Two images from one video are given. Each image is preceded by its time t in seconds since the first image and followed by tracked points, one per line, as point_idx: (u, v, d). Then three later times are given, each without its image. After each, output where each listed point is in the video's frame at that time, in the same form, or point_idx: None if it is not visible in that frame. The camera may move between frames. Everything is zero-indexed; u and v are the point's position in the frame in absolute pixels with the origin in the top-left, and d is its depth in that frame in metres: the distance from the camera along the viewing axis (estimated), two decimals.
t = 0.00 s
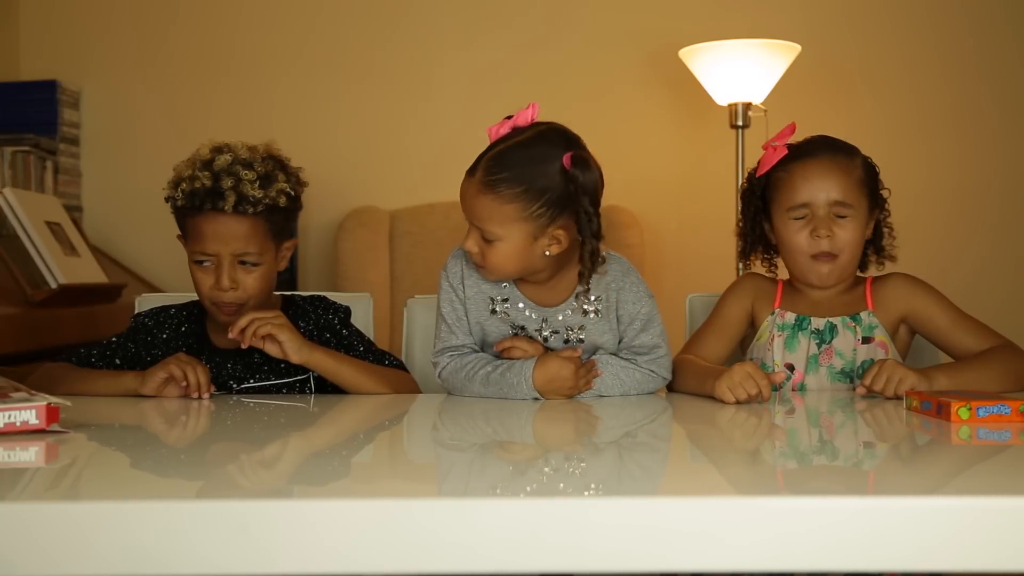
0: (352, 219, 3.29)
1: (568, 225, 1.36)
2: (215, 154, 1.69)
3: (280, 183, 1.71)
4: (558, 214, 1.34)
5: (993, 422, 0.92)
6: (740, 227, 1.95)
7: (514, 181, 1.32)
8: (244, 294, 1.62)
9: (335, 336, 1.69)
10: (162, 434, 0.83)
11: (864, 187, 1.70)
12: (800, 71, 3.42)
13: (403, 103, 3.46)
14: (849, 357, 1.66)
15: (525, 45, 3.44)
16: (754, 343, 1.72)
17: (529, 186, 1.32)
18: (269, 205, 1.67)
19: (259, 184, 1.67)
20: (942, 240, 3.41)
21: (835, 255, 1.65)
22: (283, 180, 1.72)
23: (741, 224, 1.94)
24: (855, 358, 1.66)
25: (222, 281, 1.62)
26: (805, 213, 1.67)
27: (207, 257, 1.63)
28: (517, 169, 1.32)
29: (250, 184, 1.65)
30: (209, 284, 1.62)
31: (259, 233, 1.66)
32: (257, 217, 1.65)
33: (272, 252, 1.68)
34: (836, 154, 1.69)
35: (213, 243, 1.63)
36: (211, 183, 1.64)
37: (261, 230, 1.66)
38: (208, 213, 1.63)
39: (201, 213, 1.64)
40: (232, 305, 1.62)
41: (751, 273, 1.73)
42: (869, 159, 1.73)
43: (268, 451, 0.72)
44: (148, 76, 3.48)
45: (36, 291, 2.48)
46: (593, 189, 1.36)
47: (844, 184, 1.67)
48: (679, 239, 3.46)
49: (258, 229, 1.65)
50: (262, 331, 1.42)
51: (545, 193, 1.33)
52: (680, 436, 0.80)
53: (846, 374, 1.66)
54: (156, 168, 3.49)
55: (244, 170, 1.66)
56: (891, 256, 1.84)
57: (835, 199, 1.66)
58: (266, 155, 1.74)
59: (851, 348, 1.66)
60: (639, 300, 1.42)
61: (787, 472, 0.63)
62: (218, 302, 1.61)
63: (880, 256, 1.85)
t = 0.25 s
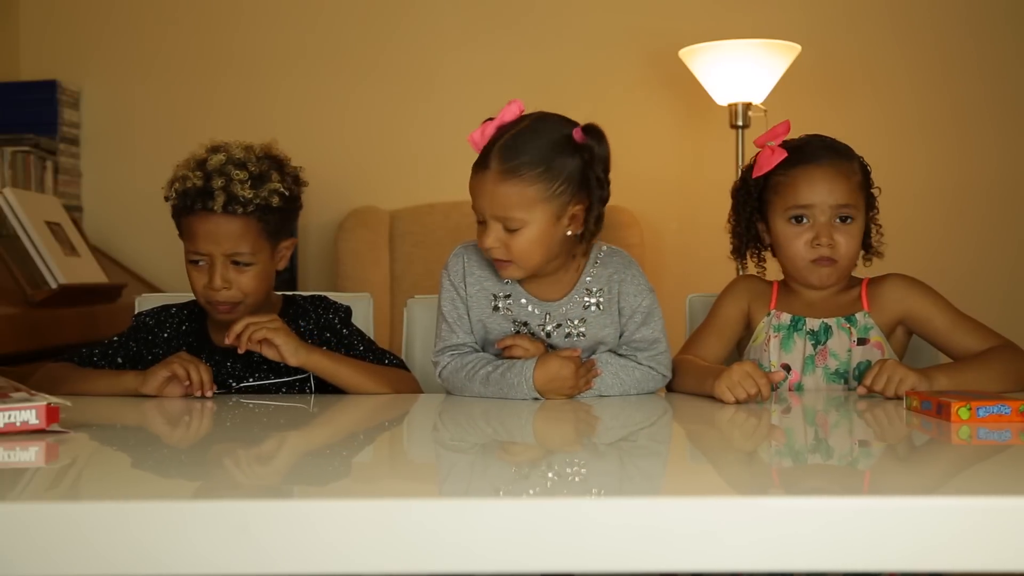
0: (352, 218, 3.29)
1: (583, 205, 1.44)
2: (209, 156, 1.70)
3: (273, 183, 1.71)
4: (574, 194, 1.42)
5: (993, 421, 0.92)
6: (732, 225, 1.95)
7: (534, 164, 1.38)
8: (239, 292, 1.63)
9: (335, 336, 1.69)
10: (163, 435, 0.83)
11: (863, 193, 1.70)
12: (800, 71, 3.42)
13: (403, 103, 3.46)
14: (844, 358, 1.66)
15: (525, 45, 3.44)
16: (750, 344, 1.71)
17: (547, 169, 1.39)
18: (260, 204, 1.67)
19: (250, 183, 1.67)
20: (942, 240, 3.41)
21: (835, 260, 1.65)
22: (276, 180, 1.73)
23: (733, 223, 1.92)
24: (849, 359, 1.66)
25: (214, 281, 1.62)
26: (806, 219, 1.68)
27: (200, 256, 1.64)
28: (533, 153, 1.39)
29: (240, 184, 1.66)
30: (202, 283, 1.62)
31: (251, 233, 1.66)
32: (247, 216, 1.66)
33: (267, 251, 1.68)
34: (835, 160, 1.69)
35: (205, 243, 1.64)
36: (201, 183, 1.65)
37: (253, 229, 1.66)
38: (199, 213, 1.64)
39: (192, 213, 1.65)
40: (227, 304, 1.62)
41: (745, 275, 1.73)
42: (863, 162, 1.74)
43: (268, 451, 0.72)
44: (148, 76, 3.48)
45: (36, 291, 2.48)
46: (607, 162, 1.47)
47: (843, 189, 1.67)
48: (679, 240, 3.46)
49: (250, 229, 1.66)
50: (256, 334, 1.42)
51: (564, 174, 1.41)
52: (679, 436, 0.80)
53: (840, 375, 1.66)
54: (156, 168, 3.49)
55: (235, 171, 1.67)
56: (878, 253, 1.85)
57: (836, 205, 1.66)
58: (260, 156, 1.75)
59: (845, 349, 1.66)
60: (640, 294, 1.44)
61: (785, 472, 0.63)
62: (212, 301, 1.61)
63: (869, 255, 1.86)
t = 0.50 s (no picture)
0: (352, 218, 3.29)
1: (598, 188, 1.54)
2: (194, 161, 1.70)
3: (256, 183, 1.70)
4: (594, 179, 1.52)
5: (993, 422, 0.92)
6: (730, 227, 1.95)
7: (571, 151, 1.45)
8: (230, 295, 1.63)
9: (335, 334, 1.70)
10: (162, 433, 0.83)
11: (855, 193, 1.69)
12: (800, 71, 3.42)
13: (403, 103, 3.46)
14: (836, 359, 1.67)
15: (525, 45, 3.44)
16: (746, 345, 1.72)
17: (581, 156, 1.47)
18: (244, 206, 1.66)
19: (232, 186, 1.66)
20: (942, 240, 3.42)
21: (824, 261, 1.64)
22: (261, 181, 1.72)
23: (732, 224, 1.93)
24: (843, 359, 1.66)
25: (205, 285, 1.63)
26: (795, 220, 1.67)
27: (190, 262, 1.65)
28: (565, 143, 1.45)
29: (221, 189, 1.65)
30: (194, 288, 1.63)
31: (237, 235, 1.65)
32: (232, 219, 1.65)
33: (255, 252, 1.67)
34: (823, 159, 1.68)
35: (193, 248, 1.64)
36: (184, 190, 1.66)
37: (239, 231, 1.66)
38: (184, 220, 1.65)
39: (179, 220, 1.65)
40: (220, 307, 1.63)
41: (742, 277, 1.75)
42: (855, 159, 1.72)
43: (268, 451, 0.72)
44: (148, 76, 3.48)
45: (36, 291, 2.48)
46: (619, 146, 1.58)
47: (830, 189, 1.66)
48: (679, 240, 3.46)
49: (235, 231, 1.65)
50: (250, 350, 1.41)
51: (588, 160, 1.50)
52: (677, 436, 0.80)
53: (833, 375, 1.67)
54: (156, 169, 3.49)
55: (217, 175, 1.67)
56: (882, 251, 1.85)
57: (824, 203, 1.65)
58: (246, 156, 1.74)
59: (837, 350, 1.67)
60: (638, 291, 1.48)
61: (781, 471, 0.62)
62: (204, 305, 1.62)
63: (870, 251, 1.86)
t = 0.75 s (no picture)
0: (352, 218, 3.29)
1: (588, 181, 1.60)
2: (171, 164, 1.71)
3: (235, 183, 1.70)
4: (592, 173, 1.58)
5: (993, 422, 0.92)
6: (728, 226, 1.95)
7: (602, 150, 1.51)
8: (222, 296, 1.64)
9: (330, 332, 1.70)
10: (157, 433, 0.83)
11: (842, 195, 1.70)
12: (800, 71, 3.42)
13: (403, 103, 3.46)
14: (829, 360, 1.67)
15: (525, 45, 3.44)
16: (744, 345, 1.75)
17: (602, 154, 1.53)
18: (224, 206, 1.67)
19: (210, 188, 1.67)
20: (941, 240, 3.42)
21: (810, 265, 1.65)
22: (240, 180, 1.72)
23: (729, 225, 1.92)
24: (836, 360, 1.67)
25: (195, 287, 1.64)
26: (781, 225, 1.68)
27: (178, 265, 1.66)
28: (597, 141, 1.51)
29: (199, 191, 1.65)
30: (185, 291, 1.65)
31: (220, 235, 1.66)
32: (213, 220, 1.66)
33: (240, 249, 1.68)
34: (810, 163, 1.69)
35: (178, 252, 1.65)
36: (164, 195, 1.66)
37: (222, 231, 1.66)
38: (166, 224, 1.66)
39: (161, 225, 1.66)
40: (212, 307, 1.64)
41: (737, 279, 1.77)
42: (844, 160, 1.72)
43: (264, 451, 0.72)
44: (148, 75, 3.48)
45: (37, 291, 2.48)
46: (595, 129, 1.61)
47: (815, 193, 1.67)
48: (679, 239, 3.46)
49: (219, 231, 1.66)
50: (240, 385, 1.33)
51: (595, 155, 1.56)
52: (676, 437, 0.79)
53: (827, 375, 1.68)
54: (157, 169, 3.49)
55: (195, 177, 1.67)
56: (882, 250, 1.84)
57: (809, 208, 1.67)
58: (225, 156, 1.74)
59: (831, 351, 1.68)
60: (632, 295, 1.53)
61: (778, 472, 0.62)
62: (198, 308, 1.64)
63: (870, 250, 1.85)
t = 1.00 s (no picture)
0: (352, 218, 3.29)
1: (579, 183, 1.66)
2: (167, 165, 1.71)
3: (231, 183, 1.70)
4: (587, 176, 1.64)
5: (993, 421, 0.92)
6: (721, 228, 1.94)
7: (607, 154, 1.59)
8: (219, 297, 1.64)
9: (325, 331, 1.70)
10: (155, 433, 0.83)
11: (838, 198, 1.70)
12: (800, 70, 3.42)
13: (403, 103, 3.46)
14: (832, 359, 1.67)
15: (525, 45, 3.44)
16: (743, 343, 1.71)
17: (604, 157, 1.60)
18: (219, 206, 1.67)
19: (206, 188, 1.67)
20: (941, 240, 3.42)
21: (811, 268, 1.65)
22: (236, 180, 1.72)
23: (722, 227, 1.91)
24: (839, 359, 1.67)
25: (190, 288, 1.64)
26: (781, 230, 1.67)
27: (174, 265, 1.66)
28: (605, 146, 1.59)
29: (194, 191, 1.65)
30: (180, 291, 1.65)
31: (216, 235, 1.66)
32: (209, 220, 1.66)
33: (237, 250, 1.68)
34: (806, 167, 1.69)
35: (173, 252, 1.65)
36: (160, 195, 1.66)
37: (219, 231, 1.67)
38: (162, 225, 1.65)
39: (157, 226, 1.66)
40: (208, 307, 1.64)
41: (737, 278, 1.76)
42: (838, 162, 1.72)
43: (261, 451, 0.72)
44: (148, 76, 3.48)
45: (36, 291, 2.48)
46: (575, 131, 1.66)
47: (813, 197, 1.67)
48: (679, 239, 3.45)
49: (215, 231, 1.66)
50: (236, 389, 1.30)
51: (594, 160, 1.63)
52: (675, 437, 0.79)
53: (830, 375, 1.67)
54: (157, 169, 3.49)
55: (190, 177, 1.67)
56: (874, 245, 1.85)
57: (808, 213, 1.66)
58: (220, 156, 1.74)
59: (833, 350, 1.67)
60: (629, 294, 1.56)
61: (778, 473, 0.62)
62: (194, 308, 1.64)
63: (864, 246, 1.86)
